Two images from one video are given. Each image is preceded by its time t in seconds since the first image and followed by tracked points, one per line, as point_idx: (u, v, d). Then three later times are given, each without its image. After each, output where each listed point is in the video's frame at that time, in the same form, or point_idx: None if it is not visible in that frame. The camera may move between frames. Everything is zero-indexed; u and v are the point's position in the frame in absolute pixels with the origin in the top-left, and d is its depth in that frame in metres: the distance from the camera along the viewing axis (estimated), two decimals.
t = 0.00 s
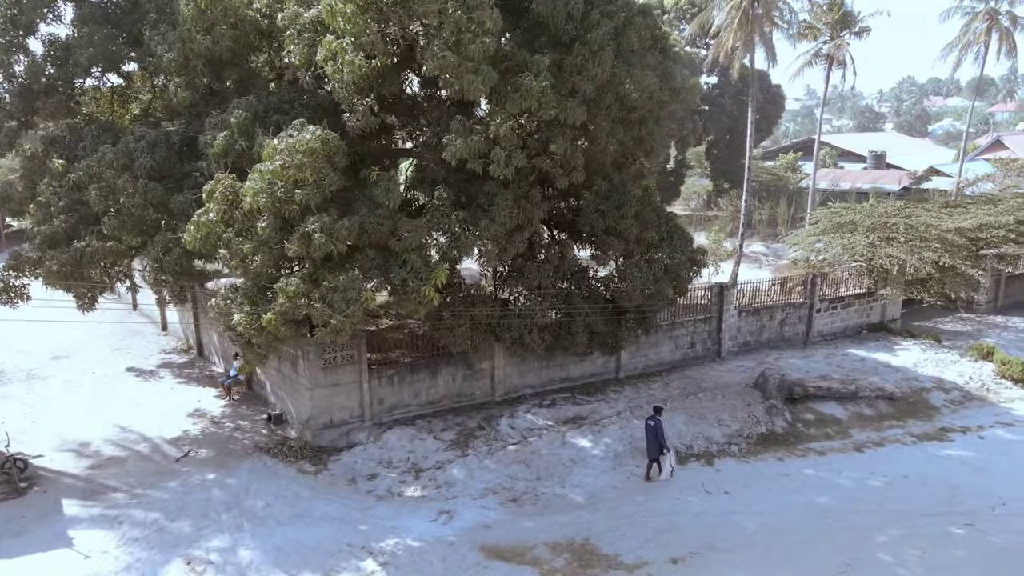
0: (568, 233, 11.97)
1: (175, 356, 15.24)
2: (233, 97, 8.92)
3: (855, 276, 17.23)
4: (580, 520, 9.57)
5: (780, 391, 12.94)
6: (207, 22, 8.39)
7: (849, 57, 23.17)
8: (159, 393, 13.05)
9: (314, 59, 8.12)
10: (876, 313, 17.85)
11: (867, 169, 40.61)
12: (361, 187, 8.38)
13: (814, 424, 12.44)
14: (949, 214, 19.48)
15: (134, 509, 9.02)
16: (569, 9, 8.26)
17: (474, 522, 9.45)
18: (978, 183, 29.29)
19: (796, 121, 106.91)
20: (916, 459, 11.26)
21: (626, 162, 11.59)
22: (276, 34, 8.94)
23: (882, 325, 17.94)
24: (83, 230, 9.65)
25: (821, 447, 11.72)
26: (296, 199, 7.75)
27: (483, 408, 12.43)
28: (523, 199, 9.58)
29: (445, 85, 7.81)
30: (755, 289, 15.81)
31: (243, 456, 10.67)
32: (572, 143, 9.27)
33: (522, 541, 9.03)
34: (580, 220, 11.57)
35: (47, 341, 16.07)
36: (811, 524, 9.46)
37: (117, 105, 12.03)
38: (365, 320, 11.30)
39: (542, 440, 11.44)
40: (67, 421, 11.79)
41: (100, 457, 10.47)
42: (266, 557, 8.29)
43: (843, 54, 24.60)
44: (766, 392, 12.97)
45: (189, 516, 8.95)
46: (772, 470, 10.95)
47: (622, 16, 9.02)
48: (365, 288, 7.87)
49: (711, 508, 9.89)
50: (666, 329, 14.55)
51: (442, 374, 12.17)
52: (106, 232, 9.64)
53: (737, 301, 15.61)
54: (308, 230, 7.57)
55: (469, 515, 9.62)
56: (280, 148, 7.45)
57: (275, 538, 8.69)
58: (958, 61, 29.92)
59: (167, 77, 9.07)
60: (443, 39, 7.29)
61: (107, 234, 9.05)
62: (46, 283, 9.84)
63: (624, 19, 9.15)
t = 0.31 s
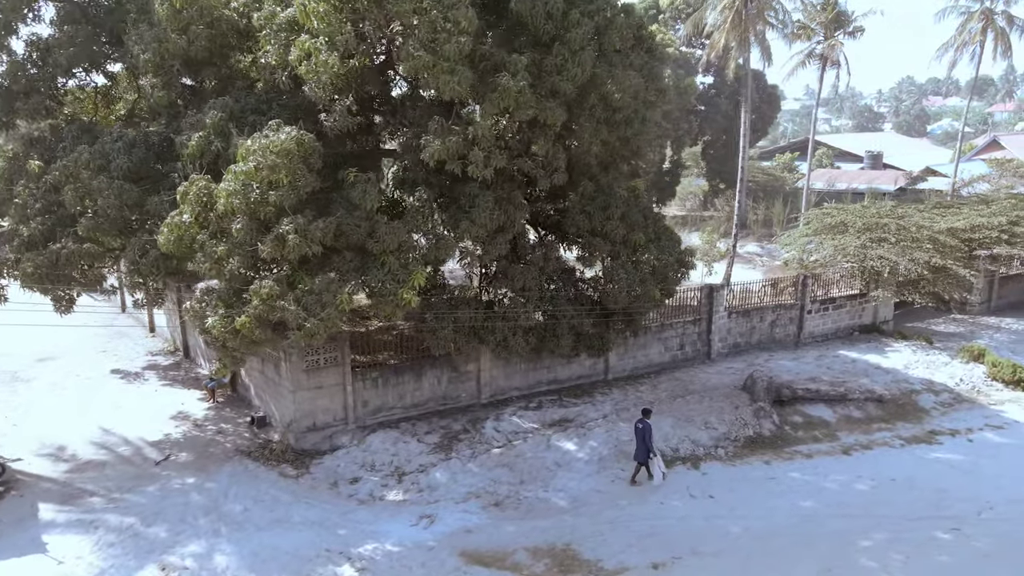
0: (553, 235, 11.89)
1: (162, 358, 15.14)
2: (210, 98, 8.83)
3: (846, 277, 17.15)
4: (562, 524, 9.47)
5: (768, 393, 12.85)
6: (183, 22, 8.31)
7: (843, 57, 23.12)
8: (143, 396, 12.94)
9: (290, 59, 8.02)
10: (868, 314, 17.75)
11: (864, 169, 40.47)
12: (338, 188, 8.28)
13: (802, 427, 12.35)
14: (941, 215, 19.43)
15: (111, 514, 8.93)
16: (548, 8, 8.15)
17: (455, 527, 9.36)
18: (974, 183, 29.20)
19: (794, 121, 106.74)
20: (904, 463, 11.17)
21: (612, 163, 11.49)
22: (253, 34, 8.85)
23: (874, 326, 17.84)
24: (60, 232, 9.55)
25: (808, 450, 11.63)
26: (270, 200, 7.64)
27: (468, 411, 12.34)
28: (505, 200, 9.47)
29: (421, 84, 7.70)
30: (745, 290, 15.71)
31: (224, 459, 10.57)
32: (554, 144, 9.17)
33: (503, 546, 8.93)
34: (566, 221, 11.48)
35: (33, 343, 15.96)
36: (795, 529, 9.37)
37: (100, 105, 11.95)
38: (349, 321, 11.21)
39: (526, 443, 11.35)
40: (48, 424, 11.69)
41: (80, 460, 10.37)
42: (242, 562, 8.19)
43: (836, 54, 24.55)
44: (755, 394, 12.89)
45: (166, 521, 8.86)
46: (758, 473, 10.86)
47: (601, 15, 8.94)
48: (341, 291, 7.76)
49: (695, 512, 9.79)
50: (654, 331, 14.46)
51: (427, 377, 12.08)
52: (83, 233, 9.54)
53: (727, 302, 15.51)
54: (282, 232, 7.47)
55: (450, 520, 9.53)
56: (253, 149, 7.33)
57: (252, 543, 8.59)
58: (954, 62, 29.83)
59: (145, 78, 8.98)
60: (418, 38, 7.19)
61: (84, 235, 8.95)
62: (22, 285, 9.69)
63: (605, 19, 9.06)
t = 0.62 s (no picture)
0: (539, 236, 11.79)
1: (147, 360, 15.02)
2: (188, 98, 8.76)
3: (837, 278, 17.07)
4: (544, 529, 9.38)
5: (756, 396, 12.75)
6: (157, 22, 8.21)
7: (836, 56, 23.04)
8: (126, 398, 12.83)
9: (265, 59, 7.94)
10: (860, 316, 17.67)
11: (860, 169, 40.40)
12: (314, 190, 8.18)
13: (790, 430, 12.27)
14: (933, 216, 19.36)
15: (86, 519, 8.83)
16: (526, 7, 8.06)
17: (435, 531, 9.26)
18: (969, 184, 29.13)
19: (793, 121, 106.61)
20: (891, 466, 11.08)
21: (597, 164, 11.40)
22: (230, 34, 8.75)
23: (866, 328, 17.75)
24: (36, 233, 9.44)
25: (795, 453, 11.54)
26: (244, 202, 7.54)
27: (454, 413, 12.26)
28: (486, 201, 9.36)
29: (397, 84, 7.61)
30: (735, 291, 15.62)
31: (205, 463, 10.48)
32: (534, 144, 9.07)
33: (483, 551, 8.84)
34: (551, 222, 11.39)
35: (18, 345, 15.84)
36: (779, 533, 9.27)
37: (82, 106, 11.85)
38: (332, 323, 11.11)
39: (511, 446, 11.26)
40: (28, 426, 11.58)
41: (58, 464, 10.26)
42: (217, 568, 8.09)
43: (830, 54, 24.49)
44: (742, 397, 12.80)
45: (143, 525, 8.76)
46: (744, 476, 10.76)
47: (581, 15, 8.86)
48: (316, 293, 7.66)
49: (679, 516, 9.70)
50: (643, 333, 14.37)
51: (412, 379, 11.99)
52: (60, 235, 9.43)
53: (717, 304, 15.42)
54: (255, 234, 7.36)
55: (431, 524, 9.43)
56: (226, 150, 7.23)
57: (228, 548, 8.50)
58: (949, 62, 29.72)
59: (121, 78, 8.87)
60: (391, 37, 7.11)
61: (59, 237, 8.85)
62: None
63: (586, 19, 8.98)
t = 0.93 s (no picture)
0: (529, 237, 11.72)
1: (137, 361, 14.94)
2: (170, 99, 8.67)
3: (831, 279, 17.02)
4: (530, 533, 9.30)
5: (747, 398, 12.67)
6: (138, 21, 8.16)
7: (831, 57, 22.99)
8: (113, 400, 12.75)
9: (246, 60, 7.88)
10: (854, 317, 17.60)
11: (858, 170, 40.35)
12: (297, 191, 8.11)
13: (781, 432, 12.19)
14: (928, 217, 19.29)
15: (67, 524, 8.74)
16: (509, 8, 8.00)
17: (421, 536, 9.18)
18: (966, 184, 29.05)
19: (792, 121, 106.48)
20: (882, 469, 11.01)
21: (586, 165, 11.33)
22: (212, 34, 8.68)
23: (860, 329, 17.68)
24: (19, 235, 9.36)
25: (786, 456, 11.46)
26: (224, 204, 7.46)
27: (443, 416, 12.19)
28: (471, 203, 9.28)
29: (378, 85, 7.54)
30: (728, 293, 15.53)
31: (190, 466, 10.40)
32: (520, 146, 9.00)
33: (468, 556, 8.75)
34: (540, 223, 11.32)
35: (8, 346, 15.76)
36: (767, 537, 9.19)
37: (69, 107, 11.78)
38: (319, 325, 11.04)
39: (499, 449, 11.19)
40: (13, 428, 11.49)
41: (42, 467, 10.18)
42: (198, 573, 8.02)
43: (826, 54, 24.43)
44: (733, 399, 12.71)
45: (125, 530, 8.69)
46: (734, 479, 10.69)
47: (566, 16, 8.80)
48: (297, 296, 7.58)
49: (666, 520, 9.62)
50: (635, 335, 14.29)
51: (400, 382, 11.92)
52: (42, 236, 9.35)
53: (709, 305, 15.34)
54: (235, 236, 7.28)
55: (416, 528, 9.35)
56: (205, 151, 7.15)
57: (210, 552, 8.42)
58: (946, 62, 29.61)
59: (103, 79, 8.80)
60: (370, 37, 7.06)
61: (40, 239, 8.77)
62: None
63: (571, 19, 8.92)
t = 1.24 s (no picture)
0: (515, 239, 11.62)
1: (122, 364, 14.82)
2: (146, 99, 8.52)
3: (822, 281, 16.92)
4: (512, 539, 9.19)
5: (735, 402, 12.56)
6: (111, 21, 8.06)
7: (825, 57, 22.87)
8: (96, 403, 12.62)
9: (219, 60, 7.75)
10: (846, 319, 17.49)
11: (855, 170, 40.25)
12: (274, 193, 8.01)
13: (769, 436, 12.09)
14: (922, 219, 19.19)
15: (42, 530, 8.63)
16: (487, 7, 7.90)
17: (401, 542, 9.07)
18: (962, 185, 28.92)
19: (791, 121, 106.36)
20: (871, 474, 10.90)
21: (571, 167, 11.24)
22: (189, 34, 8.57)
23: (852, 331, 17.58)
24: None
25: (773, 460, 11.36)
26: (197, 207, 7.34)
27: (428, 420, 12.09)
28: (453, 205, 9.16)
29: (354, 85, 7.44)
30: (718, 295, 15.42)
31: (170, 471, 10.29)
32: (501, 147, 8.91)
33: (449, 562, 8.65)
34: (526, 224, 11.22)
35: None
36: (751, 543, 9.08)
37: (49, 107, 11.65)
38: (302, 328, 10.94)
39: (484, 453, 11.08)
40: None
41: (19, 472, 10.05)
42: None
43: (820, 54, 24.33)
44: (722, 403, 12.61)
45: (101, 537, 8.57)
46: (720, 484, 10.58)
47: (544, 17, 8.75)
48: (272, 300, 7.47)
49: (650, 525, 9.52)
50: (624, 337, 14.19)
51: (385, 385, 11.82)
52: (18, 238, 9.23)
53: (700, 308, 15.23)
54: (207, 239, 7.16)
55: (397, 534, 9.23)
56: (177, 153, 7.03)
57: (187, 560, 8.31)
58: (941, 62, 29.45)
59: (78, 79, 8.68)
60: (343, 37, 6.99)
61: (14, 242, 8.65)
62: None
63: (551, 19, 8.85)
